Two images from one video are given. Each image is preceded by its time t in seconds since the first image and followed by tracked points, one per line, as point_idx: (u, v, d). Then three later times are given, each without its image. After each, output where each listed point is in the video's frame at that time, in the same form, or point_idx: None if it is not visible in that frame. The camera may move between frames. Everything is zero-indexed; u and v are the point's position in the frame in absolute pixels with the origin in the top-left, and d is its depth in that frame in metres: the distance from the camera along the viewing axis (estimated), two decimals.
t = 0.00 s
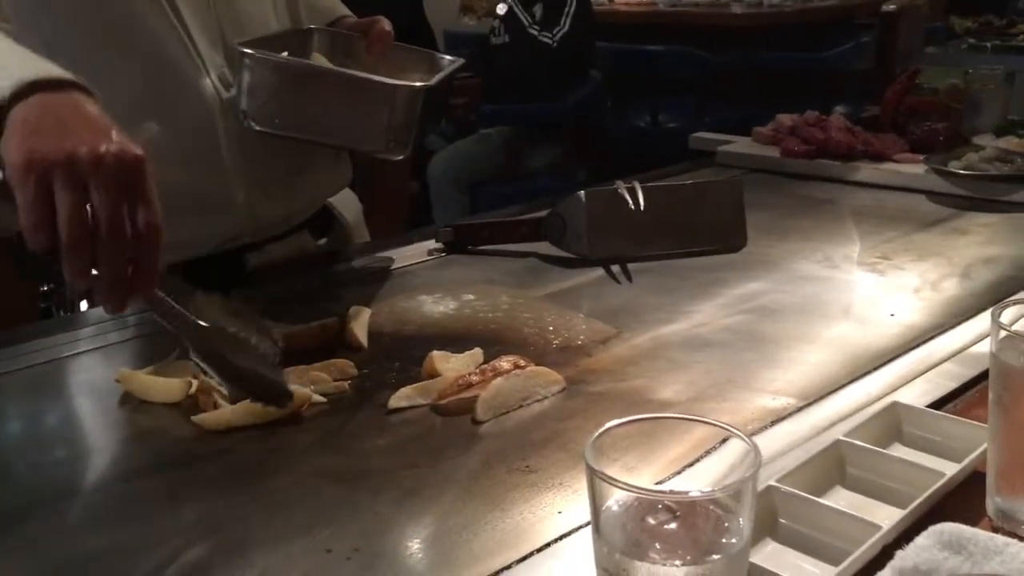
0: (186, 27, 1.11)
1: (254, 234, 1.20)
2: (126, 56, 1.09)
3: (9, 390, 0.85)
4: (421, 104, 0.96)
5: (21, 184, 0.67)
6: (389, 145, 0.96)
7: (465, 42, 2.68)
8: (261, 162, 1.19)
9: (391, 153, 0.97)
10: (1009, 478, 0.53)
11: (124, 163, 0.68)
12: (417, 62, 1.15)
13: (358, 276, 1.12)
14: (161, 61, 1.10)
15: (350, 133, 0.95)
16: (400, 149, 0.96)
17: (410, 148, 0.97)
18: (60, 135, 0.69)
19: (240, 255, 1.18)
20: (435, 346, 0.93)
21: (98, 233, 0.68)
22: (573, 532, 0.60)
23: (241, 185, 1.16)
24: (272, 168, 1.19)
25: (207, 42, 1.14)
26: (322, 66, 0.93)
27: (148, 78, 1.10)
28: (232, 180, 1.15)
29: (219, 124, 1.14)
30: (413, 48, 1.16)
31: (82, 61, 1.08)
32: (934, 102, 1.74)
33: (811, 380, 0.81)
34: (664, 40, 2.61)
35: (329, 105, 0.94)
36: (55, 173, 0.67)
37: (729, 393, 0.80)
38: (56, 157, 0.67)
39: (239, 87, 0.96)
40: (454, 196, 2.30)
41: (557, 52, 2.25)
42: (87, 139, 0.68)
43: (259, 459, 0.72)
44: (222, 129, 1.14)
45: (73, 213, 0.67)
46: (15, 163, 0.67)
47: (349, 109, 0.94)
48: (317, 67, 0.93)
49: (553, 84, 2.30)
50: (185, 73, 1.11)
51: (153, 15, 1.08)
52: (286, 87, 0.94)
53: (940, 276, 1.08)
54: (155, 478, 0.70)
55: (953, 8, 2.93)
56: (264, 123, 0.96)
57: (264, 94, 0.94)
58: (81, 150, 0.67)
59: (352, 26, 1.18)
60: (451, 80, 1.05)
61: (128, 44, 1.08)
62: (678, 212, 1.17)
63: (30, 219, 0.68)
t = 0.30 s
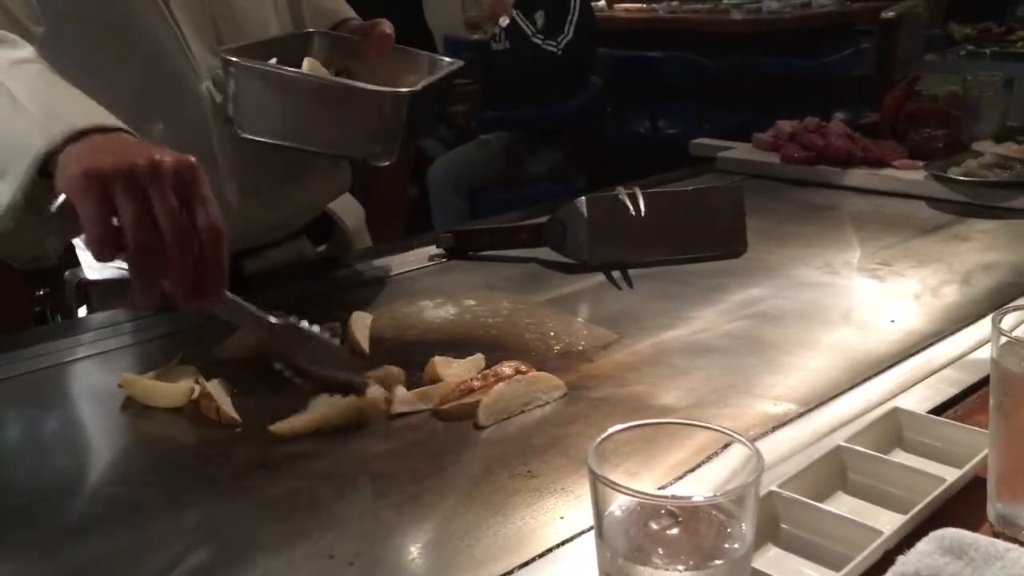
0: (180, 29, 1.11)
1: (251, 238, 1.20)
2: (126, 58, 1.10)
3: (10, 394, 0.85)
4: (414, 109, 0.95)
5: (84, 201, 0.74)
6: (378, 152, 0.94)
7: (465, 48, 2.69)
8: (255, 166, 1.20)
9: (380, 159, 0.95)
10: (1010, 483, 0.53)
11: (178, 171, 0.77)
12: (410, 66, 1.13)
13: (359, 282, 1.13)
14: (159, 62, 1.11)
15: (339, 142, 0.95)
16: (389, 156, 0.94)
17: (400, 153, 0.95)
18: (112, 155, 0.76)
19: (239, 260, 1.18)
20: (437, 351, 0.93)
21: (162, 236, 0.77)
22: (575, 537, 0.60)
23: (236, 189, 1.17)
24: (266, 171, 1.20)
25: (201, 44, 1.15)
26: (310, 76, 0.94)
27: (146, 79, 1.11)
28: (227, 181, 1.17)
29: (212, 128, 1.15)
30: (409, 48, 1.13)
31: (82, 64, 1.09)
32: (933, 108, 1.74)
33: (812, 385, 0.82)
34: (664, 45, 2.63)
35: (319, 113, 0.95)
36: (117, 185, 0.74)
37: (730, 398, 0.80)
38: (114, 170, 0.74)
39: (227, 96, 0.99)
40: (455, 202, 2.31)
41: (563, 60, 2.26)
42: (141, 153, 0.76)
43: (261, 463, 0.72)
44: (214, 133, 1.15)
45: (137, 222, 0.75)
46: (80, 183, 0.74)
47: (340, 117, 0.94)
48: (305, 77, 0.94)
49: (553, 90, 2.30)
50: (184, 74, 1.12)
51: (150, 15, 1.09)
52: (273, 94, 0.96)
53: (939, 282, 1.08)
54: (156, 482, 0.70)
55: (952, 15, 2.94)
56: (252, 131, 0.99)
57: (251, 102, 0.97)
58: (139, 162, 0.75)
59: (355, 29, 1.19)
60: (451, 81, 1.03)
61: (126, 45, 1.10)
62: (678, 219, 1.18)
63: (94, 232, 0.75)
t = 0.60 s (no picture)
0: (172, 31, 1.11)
1: (247, 246, 1.21)
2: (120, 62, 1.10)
3: (8, 402, 0.85)
4: (410, 107, 0.95)
5: None
6: (372, 145, 0.95)
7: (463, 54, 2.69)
8: (254, 167, 1.18)
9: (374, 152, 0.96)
10: (1005, 489, 0.53)
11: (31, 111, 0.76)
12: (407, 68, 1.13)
13: (358, 288, 1.13)
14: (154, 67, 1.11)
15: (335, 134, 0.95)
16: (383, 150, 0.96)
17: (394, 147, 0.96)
18: None
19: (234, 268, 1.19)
20: (435, 358, 0.93)
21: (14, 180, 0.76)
22: (573, 544, 0.60)
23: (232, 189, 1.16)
24: (264, 173, 1.19)
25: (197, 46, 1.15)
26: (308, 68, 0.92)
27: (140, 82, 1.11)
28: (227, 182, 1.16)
29: (210, 126, 1.14)
30: (407, 53, 1.14)
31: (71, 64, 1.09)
32: (930, 114, 1.75)
33: (809, 391, 0.82)
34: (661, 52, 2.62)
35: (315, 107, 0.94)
36: None
37: (727, 404, 0.80)
38: None
39: (217, 85, 0.97)
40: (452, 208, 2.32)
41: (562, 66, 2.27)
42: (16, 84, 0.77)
43: (259, 471, 0.72)
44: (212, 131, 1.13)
45: None
46: None
47: (337, 111, 0.94)
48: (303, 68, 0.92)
49: (551, 96, 2.31)
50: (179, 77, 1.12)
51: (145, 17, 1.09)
52: (269, 87, 0.94)
53: (936, 288, 1.08)
54: (155, 490, 0.70)
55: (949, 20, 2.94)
56: (245, 122, 0.97)
57: (246, 97, 0.95)
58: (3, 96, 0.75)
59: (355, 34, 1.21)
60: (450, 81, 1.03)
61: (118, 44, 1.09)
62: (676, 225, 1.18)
63: None
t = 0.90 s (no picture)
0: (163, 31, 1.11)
1: (244, 244, 1.20)
2: (115, 61, 1.10)
3: (7, 400, 0.85)
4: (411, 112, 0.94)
5: None
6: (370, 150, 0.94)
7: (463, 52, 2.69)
8: (247, 166, 1.18)
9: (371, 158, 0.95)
10: (1007, 487, 0.53)
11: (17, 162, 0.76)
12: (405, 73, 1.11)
13: (357, 286, 1.13)
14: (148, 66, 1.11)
15: (331, 139, 0.95)
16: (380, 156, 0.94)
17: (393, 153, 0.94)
18: None
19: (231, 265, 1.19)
20: (435, 355, 0.93)
21: None
22: (574, 542, 0.60)
23: (223, 189, 1.16)
24: (259, 171, 1.19)
25: (188, 46, 1.15)
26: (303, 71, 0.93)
27: (135, 81, 1.11)
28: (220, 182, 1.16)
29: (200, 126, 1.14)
30: (411, 53, 1.12)
31: (70, 63, 1.10)
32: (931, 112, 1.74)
33: (810, 389, 0.82)
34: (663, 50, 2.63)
35: (311, 110, 0.95)
36: None
37: (728, 402, 0.80)
38: None
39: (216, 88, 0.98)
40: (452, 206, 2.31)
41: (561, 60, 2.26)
42: None
43: (259, 469, 0.72)
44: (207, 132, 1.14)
45: None
46: None
47: (334, 115, 0.94)
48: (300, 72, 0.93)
49: (551, 94, 2.31)
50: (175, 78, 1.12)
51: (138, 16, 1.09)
52: (264, 89, 0.95)
53: (937, 286, 1.08)
54: (153, 488, 0.70)
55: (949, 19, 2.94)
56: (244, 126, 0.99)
57: (242, 98, 0.97)
58: None
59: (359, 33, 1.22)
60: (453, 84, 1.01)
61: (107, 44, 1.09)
62: (676, 222, 1.17)
63: None
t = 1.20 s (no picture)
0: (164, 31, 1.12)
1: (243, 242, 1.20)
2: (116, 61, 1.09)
3: (6, 398, 0.85)
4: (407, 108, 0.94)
5: None
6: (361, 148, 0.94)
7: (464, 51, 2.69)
8: (247, 166, 1.18)
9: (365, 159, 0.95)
10: (1007, 487, 0.53)
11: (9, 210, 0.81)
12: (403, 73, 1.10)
13: (357, 285, 1.13)
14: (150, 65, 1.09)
15: (326, 143, 0.95)
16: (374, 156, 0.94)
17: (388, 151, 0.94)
18: None
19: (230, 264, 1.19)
20: (435, 355, 0.93)
21: None
22: (574, 541, 0.60)
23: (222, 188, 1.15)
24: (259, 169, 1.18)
25: (189, 46, 1.16)
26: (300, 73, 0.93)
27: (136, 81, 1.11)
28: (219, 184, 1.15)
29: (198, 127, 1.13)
30: (413, 51, 1.10)
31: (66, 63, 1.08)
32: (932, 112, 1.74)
33: (811, 389, 0.82)
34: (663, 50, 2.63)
35: (307, 112, 0.95)
36: None
37: (728, 402, 0.80)
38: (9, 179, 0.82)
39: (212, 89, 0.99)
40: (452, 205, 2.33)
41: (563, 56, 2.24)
42: None
43: (259, 467, 0.72)
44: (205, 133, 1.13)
45: None
46: None
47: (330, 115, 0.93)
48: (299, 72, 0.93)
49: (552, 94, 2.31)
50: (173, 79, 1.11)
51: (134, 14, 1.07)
52: (260, 90, 0.95)
53: (938, 287, 1.08)
54: (153, 487, 0.70)
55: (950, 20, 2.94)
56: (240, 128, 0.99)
57: (240, 97, 0.96)
58: None
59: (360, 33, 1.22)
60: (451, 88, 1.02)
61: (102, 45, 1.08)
62: (675, 222, 1.17)
63: None
